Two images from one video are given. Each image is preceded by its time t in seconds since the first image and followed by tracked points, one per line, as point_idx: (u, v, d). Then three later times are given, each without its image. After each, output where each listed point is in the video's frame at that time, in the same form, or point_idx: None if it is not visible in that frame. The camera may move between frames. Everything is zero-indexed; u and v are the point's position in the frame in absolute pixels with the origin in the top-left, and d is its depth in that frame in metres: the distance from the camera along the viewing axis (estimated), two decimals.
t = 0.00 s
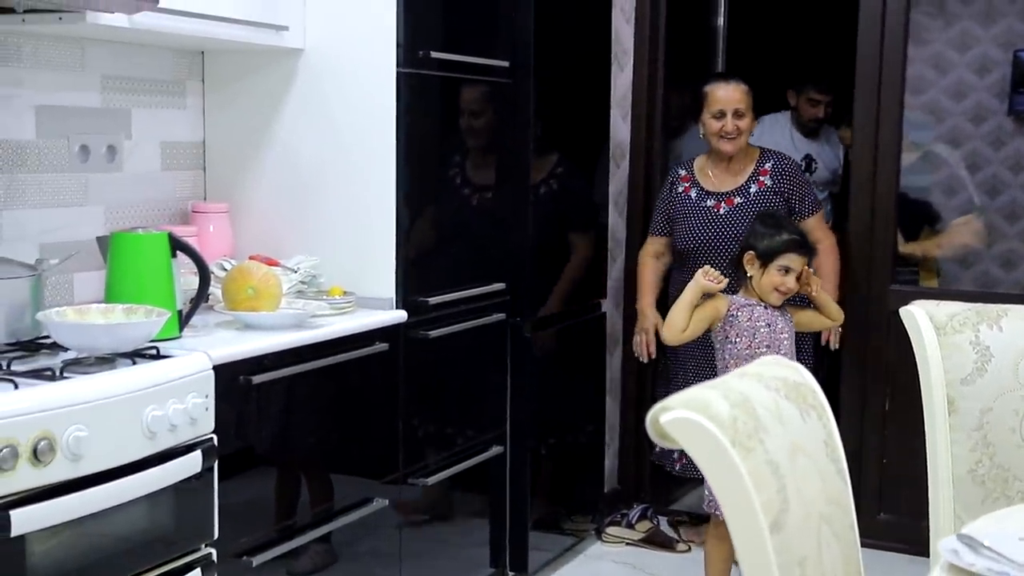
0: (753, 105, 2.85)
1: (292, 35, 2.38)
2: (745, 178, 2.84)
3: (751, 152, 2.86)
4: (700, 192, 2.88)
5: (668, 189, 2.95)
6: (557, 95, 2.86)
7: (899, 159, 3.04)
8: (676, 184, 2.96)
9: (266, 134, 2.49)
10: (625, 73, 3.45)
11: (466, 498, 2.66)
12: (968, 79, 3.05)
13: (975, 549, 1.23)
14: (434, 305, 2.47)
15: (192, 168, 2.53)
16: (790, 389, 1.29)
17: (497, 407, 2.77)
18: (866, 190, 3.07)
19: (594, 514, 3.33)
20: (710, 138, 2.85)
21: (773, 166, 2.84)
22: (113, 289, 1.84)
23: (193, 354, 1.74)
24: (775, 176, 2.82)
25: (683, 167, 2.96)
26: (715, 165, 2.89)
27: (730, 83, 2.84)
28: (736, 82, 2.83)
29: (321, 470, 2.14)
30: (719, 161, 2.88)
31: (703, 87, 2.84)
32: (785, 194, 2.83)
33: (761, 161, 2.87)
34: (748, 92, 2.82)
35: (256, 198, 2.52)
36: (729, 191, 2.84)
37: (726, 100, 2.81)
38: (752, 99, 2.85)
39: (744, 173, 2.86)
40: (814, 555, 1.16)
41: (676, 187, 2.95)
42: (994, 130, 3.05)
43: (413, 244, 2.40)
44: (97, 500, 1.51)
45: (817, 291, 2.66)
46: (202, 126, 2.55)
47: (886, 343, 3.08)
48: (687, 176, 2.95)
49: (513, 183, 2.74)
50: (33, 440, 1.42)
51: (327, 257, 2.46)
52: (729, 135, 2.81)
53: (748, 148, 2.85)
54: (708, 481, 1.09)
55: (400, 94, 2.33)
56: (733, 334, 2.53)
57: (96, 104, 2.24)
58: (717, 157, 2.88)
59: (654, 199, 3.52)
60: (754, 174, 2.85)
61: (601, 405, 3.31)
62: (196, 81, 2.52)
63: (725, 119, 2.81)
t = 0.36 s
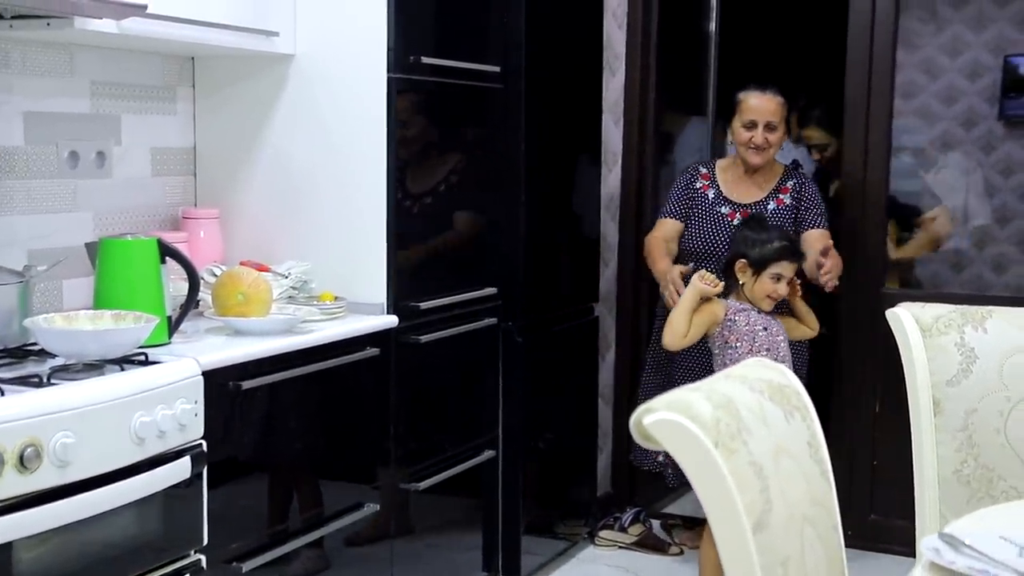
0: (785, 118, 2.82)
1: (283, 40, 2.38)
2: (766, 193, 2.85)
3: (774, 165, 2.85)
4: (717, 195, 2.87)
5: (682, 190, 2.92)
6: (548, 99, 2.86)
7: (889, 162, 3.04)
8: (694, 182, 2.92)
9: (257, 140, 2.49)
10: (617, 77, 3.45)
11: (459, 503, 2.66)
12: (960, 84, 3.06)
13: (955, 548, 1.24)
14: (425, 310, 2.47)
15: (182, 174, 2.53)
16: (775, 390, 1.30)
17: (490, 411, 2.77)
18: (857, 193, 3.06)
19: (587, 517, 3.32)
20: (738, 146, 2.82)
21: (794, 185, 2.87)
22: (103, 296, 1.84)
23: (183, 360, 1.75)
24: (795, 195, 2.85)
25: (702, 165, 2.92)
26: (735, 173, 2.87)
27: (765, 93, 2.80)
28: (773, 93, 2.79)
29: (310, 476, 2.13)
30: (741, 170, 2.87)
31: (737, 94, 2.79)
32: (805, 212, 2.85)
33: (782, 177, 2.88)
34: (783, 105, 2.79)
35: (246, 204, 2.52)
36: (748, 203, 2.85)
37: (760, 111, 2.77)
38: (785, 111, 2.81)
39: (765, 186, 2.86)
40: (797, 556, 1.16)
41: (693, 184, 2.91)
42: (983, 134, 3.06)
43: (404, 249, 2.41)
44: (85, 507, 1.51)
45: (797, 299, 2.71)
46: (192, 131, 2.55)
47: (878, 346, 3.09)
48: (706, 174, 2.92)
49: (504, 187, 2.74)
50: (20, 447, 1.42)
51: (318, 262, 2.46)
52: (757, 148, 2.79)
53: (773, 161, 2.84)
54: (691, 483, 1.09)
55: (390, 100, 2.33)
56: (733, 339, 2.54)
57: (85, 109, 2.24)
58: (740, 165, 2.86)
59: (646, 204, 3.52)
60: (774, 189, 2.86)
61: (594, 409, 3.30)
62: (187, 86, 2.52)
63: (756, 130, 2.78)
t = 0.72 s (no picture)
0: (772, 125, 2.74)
1: (229, 44, 2.37)
2: (747, 201, 2.78)
3: (757, 172, 2.78)
4: (699, 202, 2.80)
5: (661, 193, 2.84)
6: (497, 104, 2.87)
7: (834, 167, 3.10)
8: (675, 184, 2.84)
9: (207, 144, 2.47)
10: (568, 82, 3.47)
11: (412, 507, 2.65)
12: (908, 88, 3.09)
13: (895, 545, 1.28)
14: (375, 315, 2.46)
15: (129, 178, 2.51)
16: (719, 391, 1.32)
17: (443, 416, 2.77)
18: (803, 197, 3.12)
19: (539, 521, 3.33)
20: (723, 154, 2.73)
21: (775, 192, 2.81)
22: (46, 302, 1.82)
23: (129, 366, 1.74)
24: (777, 202, 2.78)
25: (683, 167, 2.85)
26: (718, 178, 2.79)
27: (754, 99, 2.71)
28: (761, 101, 2.69)
29: (260, 482, 2.13)
30: (723, 176, 2.78)
31: (726, 98, 2.70)
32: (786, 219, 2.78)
33: (763, 183, 2.82)
34: (772, 113, 2.70)
35: (194, 208, 2.50)
36: (728, 212, 2.78)
37: (748, 119, 2.68)
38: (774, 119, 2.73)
39: (747, 194, 2.79)
40: (741, 555, 1.18)
41: (674, 187, 2.83)
42: (929, 139, 3.08)
43: (354, 253, 2.40)
44: (28, 515, 1.49)
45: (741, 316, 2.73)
46: (139, 136, 2.53)
47: (826, 347, 3.14)
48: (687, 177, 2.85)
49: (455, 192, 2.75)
50: None
51: (267, 266, 2.45)
52: (742, 156, 2.70)
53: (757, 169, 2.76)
54: (636, 482, 1.11)
55: (339, 104, 2.33)
56: (683, 343, 2.56)
57: (29, 114, 2.22)
58: (722, 170, 2.78)
59: (597, 208, 3.53)
60: (755, 197, 2.80)
61: (546, 412, 3.32)
62: (133, 91, 2.50)
63: (743, 138, 2.69)
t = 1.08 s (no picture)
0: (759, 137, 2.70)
1: (192, 43, 2.36)
2: (730, 207, 2.75)
3: (739, 182, 2.75)
4: (681, 205, 2.75)
5: (643, 198, 2.79)
6: (462, 104, 2.87)
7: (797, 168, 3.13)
8: (654, 187, 2.78)
9: (171, 142, 2.45)
10: (533, 82, 3.48)
11: (378, 507, 2.65)
12: (870, 90, 3.12)
13: (856, 541, 1.31)
14: (341, 315, 2.46)
15: (91, 177, 2.49)
16: (680, 390, 1.34)
17: (409, 416, 2.77)
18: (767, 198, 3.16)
19: (505, 520, 3.34)
20: (710, 163, 2.68)
21: (756, 197, 2.79)
22: (6, 301, 1.80)
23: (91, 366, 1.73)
24: (759, 208, 2.78)
25: (663, 169, 2.78)
26: (700, 182, 2.74)
27: (744, 110, 2.66)
28: (752, 112, 2.65)
29: (224, 482, 2.12)
30: (706, 180, 2.73)
31: (718, 107, 2.64)
32: (767, 224, 2.78)
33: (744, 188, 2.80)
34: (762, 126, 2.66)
35: (157, 208, 2.49)
36: (710, 217, 2.74)
37: (738, 131, 2.64)
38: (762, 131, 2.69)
39: (729, 200, 2.75)
40: (702, 552, 1.20)
41: (653, 190, 2.77)
42: (890, 140, 3.12)
43: (319, 253, 2.39)
44: None
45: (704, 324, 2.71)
46: (101, 134, 2.51)
47: (789, 346, 3.18)
48: (666, 180, 2.78)
49: (421, 191, 2.75)
50: None
51: (232, 266, 2.44)
52: (728, 167, 2.65)
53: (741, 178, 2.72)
54: (598, 479, 1.12)
55: (303, 103, 2.32)
56: (649, 339, 2.59)
57: None
58: (706, 174, 2.72)
59: (563, 208, 3.54)
60: (738, 202, 2.77)
61: (512, 412, 3.33)
62: (94, 89, 2.48)
63: (732, 149, 2.64)
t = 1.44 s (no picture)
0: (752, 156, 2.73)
1: (170, 40, 2.35)
2: (715, 211, 2.78)
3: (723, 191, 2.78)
4: (667, 206, 2.76)
5: (628, 198, 2.81)
6: (441, 103, 2.88)
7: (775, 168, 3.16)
8: (640, 187, 2.79)
9: (149, 140, 2.45)
10: (512, 82, 3.48)
11: (357, 506, 2.65)
12: (849, 91, 3.15)
13: (831, 538, 1.32)
14: (319, 313, 2.46)
15: (67, 175, 2.48)
16: (658, 389, 1.35)
17: (388, 415, 2.77)
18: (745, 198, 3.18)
19: (484, 519, 3.34)
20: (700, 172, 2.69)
21: (740, 201, 2.82)
22: None
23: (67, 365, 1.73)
24: (744, 211, 2.81)
25: (650, 170, 2.80)
26: (687, 185, 2.75)
27: (746, 129, 2.67)
28: (751, 132, 2.67)
29: (200, 482, 2.12)
30: (693, 185, 2.75)
31: (721, 122, 2.64)
32: (750, 227, 2.81)
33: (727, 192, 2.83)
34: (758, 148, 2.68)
35: (135, 206, 2.48)
36: (695, 219, 2.76)
37: (735, 148, 2.65)
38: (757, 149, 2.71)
39: (713, 206, 2.78)
40: (678, 550, 1.21)
41: (640, 191, 2.79)
42: (868, 141, 3.15)
43: (297, 251, 2.39)
44: None
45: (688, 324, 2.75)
46: (78, 132, 2.50)
47: (767, 345, 3.20)
48: (652, 180, 2.80)
49: (400, 190, 2.75)
50: None
51: (209, 265, 2.44)
52: (718, 180, 2.67)
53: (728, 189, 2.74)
54: (574, 478, 1.13)
55: (283, 101, 2.32)
56: (632, 337, 2.59)
57: None
58: (693, 180, 2.74)
59: (542, 208, 3.55)
60: (723, 205, 2.80)
61: (491, 411, 3.33)
62: (71, 87, 2.47)
63: (726, 165, 2.66)
